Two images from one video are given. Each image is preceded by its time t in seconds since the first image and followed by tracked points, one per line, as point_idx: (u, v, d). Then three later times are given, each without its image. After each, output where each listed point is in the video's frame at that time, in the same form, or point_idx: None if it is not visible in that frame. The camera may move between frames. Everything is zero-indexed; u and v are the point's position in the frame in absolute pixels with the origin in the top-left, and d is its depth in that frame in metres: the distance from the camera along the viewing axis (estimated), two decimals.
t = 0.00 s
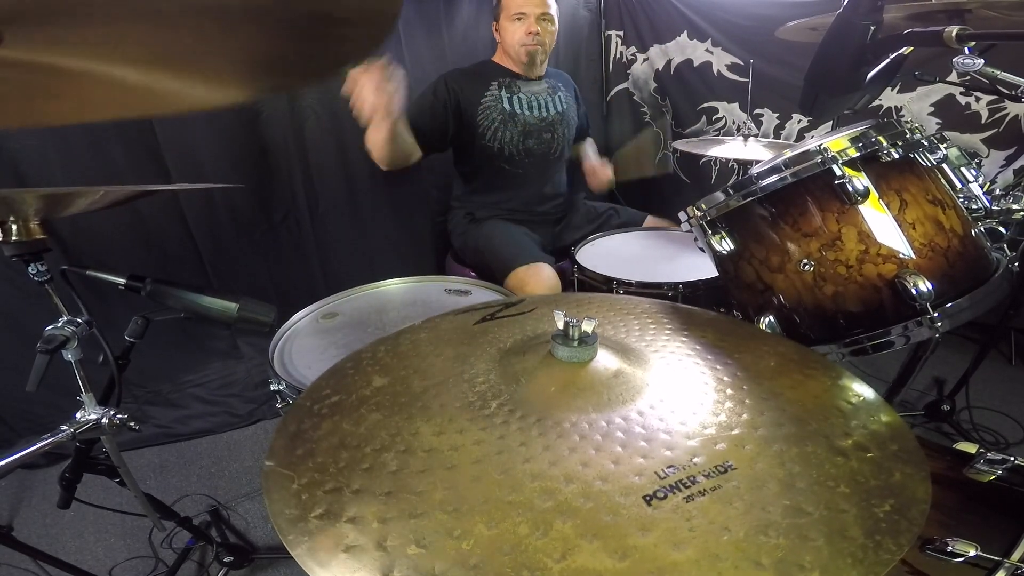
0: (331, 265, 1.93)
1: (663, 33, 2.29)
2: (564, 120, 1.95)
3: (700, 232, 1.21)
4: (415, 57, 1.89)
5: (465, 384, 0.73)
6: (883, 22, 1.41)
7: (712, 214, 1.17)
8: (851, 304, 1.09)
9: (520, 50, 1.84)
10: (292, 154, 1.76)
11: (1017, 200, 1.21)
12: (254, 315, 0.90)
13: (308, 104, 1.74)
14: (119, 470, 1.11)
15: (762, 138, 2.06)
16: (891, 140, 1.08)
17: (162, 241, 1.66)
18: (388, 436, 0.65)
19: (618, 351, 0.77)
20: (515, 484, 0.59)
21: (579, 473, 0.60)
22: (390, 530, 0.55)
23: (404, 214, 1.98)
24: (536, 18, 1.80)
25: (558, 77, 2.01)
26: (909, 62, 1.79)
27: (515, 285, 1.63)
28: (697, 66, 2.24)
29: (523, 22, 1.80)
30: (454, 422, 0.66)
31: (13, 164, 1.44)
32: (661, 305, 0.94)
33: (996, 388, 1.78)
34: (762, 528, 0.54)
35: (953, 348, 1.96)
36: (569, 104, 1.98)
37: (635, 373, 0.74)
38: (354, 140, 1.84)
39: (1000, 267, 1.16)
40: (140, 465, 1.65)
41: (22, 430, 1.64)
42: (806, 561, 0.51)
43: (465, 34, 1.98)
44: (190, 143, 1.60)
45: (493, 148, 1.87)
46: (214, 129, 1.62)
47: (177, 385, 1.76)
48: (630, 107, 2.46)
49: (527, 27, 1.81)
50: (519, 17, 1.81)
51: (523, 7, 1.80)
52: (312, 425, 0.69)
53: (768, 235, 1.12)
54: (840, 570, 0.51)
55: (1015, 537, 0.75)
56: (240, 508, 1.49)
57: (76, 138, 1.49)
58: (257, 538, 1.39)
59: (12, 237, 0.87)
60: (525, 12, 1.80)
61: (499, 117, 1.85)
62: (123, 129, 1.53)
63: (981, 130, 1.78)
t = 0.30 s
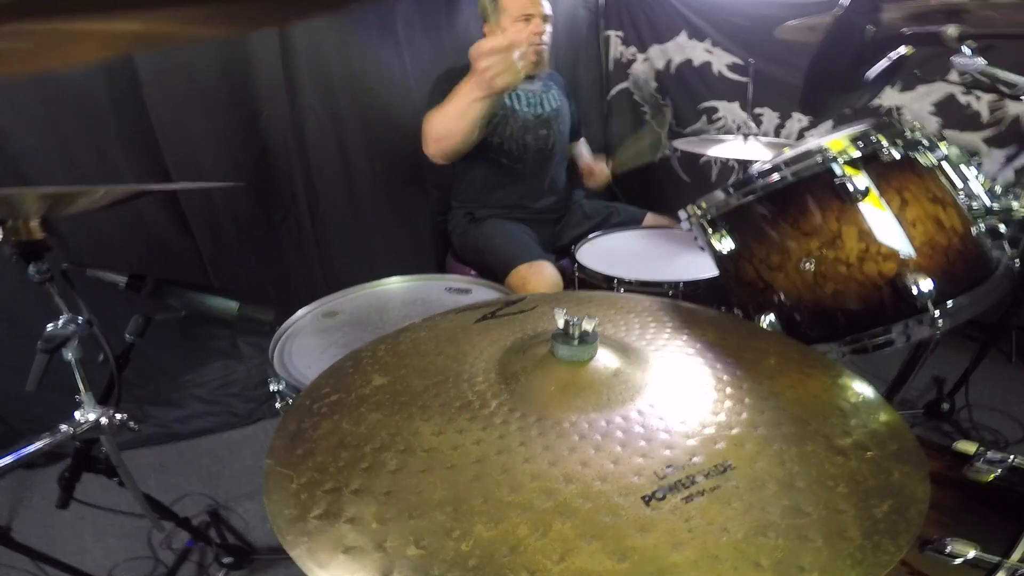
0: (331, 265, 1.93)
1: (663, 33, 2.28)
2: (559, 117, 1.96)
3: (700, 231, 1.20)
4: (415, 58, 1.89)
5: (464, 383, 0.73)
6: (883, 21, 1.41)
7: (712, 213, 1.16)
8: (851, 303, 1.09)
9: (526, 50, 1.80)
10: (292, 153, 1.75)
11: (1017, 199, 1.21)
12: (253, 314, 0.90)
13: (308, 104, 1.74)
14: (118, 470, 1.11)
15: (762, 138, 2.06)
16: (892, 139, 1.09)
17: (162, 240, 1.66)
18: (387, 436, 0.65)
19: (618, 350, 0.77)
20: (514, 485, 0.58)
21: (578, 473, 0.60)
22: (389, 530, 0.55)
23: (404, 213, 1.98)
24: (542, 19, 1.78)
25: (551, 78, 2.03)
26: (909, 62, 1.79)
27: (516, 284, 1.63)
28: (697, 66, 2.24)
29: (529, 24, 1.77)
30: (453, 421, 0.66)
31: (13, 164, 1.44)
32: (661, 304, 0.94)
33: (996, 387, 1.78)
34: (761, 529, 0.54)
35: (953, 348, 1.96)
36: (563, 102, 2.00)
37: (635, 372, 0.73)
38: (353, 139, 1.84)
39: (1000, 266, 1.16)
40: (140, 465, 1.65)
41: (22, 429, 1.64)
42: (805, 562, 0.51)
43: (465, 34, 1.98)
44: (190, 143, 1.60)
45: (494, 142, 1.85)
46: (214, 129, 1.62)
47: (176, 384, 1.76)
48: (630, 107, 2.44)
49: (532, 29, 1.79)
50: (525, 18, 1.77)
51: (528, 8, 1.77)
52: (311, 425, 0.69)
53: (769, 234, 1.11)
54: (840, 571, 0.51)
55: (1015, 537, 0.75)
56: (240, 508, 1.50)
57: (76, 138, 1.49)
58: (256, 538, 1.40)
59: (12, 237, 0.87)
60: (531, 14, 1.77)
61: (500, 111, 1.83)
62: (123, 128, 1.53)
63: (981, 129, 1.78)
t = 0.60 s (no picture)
0: (331, 265, 1.93)
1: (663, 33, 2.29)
2: (560, 115, 1.97)
3: (700, 232, 1.20)
4: (415, 57, 1.89)
5: (464, 384, 0.73)
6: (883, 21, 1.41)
7: (712, 214, 1.16)
8: (852, 304, 1.09)
9: (519, 50, 1.84)
10: (292, 154, 1.76)
11: (1017, 200, 1.21)
12: (254, 315, 0.90)
13: (308, 104, 1.74)
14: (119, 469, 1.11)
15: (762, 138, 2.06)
16: (891, 140, 1.08)
17: (162, 240, 1.66)
18: (388, 436, 0.65)
19: (618, 350, 0.77)
20: (515, 484, 0.58)
21: (579, 473, 0.60)
22: (390, 529, 0.55)
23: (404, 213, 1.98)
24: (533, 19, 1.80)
25: (552, 75, 2.03)
26: (909, 62, 1.79)
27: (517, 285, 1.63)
28: (697, 66, 2.24)
29: (521, 24, 1.79)
30: (454, 421, 0.66)
31: (13, 164, 1.44)
32: (661, 305, 0.94)
33: (996, 388, 1.78)
34: (763, 527, 0.54)
35: (953, 348, 1.96)
36: (563, 99, 2.01)
37: (635, 372, 0.73)
38: (354, 140, 1.84)
39: (1000, 266, 1.16)
40: (141, 465, 1.65)
41: (23, 429, 1.64)
42: (806, 561, 0.52)
43: (465, 33, 1.98)
44: (190, 143, 1.60)
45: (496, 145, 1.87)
46: (214, 128, 1.62)
47: (177, 384, 1.76)
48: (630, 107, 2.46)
49: (525, 28, 1.81)
50: (517, 18, 1.79)
51: (518, 9, 1.79)
52: (312, 425, 0.69)
53: (769, 234, 1.11)
54: (841, 570, 0.51)
55: (1015, 537, 0.75)
56: (240, 508, 1.50)
57: (76, 138, 1.49)
58: (257, 537, 1.40)
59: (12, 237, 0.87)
60: (522, 14, 1.79)
61: (500, 115, 1.85)
62: (123, 128, 1.53)
63: (981, 129, 1.78)
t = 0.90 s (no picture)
0: (331, 265, 1.93)
1: (663, 33, 2.29)
2: (562, 118, 1.96)
3: (700, 232, 1.20)
4: (415, 57, 1.89)
5: (465, 383, 0.73)
6: (883, 21, 1.41)
7: (712, 214, 1.16)
8: (852, 304, 1.09)
9: (528, 41, 1.82)
10: (292, 154, 1.76)
11: (1017, 200, 1.21)
12: (254, 314, 0.90)
13: (308, 103, 1.74)
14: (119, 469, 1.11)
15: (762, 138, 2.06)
16: (891, 140, 1.08)
17: (162, 240, 1.66)
18: (388, 435, 0.65)
19: (618, 350, 0.77)
20: (515, 482, 0.58)
21: (580, 471, 0.59)
22: (390, 528, 0.55)
23: (404, 213, 1.98)
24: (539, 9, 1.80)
25: (557, 76, 2.01)
26: (909, 62, 1.80)
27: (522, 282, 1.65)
28: (697, 66, 2.24)
29: (528, 14, 1.78)
30: (454, 421, 0.66)
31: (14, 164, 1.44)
32: (661, 305, 0.94)
33: (996, 388, 1.78)
34: (765, 525, 0.54)
35: (953, 349, 1.96)
36: (566, 103, 1.99)
37: (635, 372, 0.73)
38: (354, 140, 1.84)
39: (1000, 266, 1.16)
40: (141, 465, 1.65)
41: (23, 430, 1.64)
42: (813, 558, 0.51)
43: (465, 34, 1.98)
44: (190, 143, 1.60)
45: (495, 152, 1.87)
46: (214, 128, 1.62)
47: (177, 384, 1.76)
48: (630, 107, 2.46)
49: (532, 20, 1.80)
50: (523, 10, 1.79)
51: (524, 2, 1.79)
52: (311, 424, 0.69)
53: (769, 234, 1.11)
54: (847, 568, 0.51)
55: (1015, 536, 0.75)
56: (240, 508, 1.50)
57: (76, 138, 1.49)
58: (257, 537, 1.39)
59: (12, 237, 0.87)
60: (528, 5, 1.79)
61: (497, 123, 1.85)
62: (123, 128, 1.53)
63: (981, 129, 1.78)
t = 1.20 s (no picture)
0: (331, 264, 1.93)
1: (663, 33, 2.29)
2: (563, 120, 1.97)
3: (700, 232, 1.20)
4: (415, 57, 1.89)
5: (465, 383, 0.73)
6: (883, 21, 1.41)
7: (713, 214, 1.16)
8: (852, 304, 1.09)
9: (527, 54, 1.81)
10: (292, 153, 1.75)
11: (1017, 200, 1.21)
12: (253, 315, 0.90)
13: (309, 103, 1.74)
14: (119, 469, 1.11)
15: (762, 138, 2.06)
16: (891, 140, 1.09)
17: (163, 240, 1.66)
18: (388, 437, 0.65)
19: (619, 351, 0.77)
20: (516, 482, 0.58)
21: (581, 470, 0.59)
22: (390, 528, 0.55)
23: (404, 213, 1.98)
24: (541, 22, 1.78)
25: (558, 76, 2.01)
26: (909, 62, 1.80)
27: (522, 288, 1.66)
28: (697, 66, 2.25)
29: (528, 27, 1.77)
30: (454, 421, 0.66)
31: (13, 164, 1.44)
32: (660, 306, 0.94)
33: (996, 388, 1.78)
34: (770, 521, 0.54)
35: (953, 349, 1.96)
36: (566, 104, 1.99)
37: (636, 371, 0.73)
38: (354, 140, 1.84)
39: (1000, 266, 1.16)
40: (141, 465, 1.65)
41: (23, 429, 1.64)
42: (817, 554, 0.51)
43: (465, 34, 1.98)
44: (190, 143, 1.60)
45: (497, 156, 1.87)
46: (214, 127, 1.62)
47: (176, 384, 1.76)
48: (630, 108, 2.45)
49: (532, 32, 1.79)
50: (525, 21, 1.77)
51: (527, 12, 1.77)
52: (312, 426, 0.69)
53: (769, 235, 1.11)
54: (852, 564, 0.51)
55: (1016, 536, 0.75)
56: (240, 508, 1.50)
57: (76, 138, 1.49)
58: (257, 537, 1.39)
59: (12, 237, 0.87)
60: (531, 16, 1.77)
61: (499, 126, 1.86)
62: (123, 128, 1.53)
63: (981, 130, 1.78)
